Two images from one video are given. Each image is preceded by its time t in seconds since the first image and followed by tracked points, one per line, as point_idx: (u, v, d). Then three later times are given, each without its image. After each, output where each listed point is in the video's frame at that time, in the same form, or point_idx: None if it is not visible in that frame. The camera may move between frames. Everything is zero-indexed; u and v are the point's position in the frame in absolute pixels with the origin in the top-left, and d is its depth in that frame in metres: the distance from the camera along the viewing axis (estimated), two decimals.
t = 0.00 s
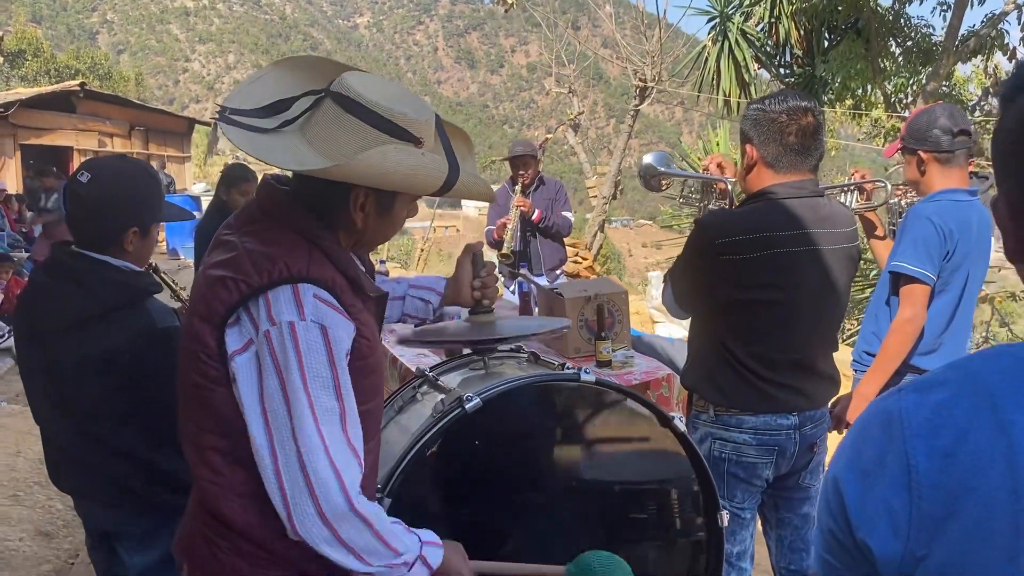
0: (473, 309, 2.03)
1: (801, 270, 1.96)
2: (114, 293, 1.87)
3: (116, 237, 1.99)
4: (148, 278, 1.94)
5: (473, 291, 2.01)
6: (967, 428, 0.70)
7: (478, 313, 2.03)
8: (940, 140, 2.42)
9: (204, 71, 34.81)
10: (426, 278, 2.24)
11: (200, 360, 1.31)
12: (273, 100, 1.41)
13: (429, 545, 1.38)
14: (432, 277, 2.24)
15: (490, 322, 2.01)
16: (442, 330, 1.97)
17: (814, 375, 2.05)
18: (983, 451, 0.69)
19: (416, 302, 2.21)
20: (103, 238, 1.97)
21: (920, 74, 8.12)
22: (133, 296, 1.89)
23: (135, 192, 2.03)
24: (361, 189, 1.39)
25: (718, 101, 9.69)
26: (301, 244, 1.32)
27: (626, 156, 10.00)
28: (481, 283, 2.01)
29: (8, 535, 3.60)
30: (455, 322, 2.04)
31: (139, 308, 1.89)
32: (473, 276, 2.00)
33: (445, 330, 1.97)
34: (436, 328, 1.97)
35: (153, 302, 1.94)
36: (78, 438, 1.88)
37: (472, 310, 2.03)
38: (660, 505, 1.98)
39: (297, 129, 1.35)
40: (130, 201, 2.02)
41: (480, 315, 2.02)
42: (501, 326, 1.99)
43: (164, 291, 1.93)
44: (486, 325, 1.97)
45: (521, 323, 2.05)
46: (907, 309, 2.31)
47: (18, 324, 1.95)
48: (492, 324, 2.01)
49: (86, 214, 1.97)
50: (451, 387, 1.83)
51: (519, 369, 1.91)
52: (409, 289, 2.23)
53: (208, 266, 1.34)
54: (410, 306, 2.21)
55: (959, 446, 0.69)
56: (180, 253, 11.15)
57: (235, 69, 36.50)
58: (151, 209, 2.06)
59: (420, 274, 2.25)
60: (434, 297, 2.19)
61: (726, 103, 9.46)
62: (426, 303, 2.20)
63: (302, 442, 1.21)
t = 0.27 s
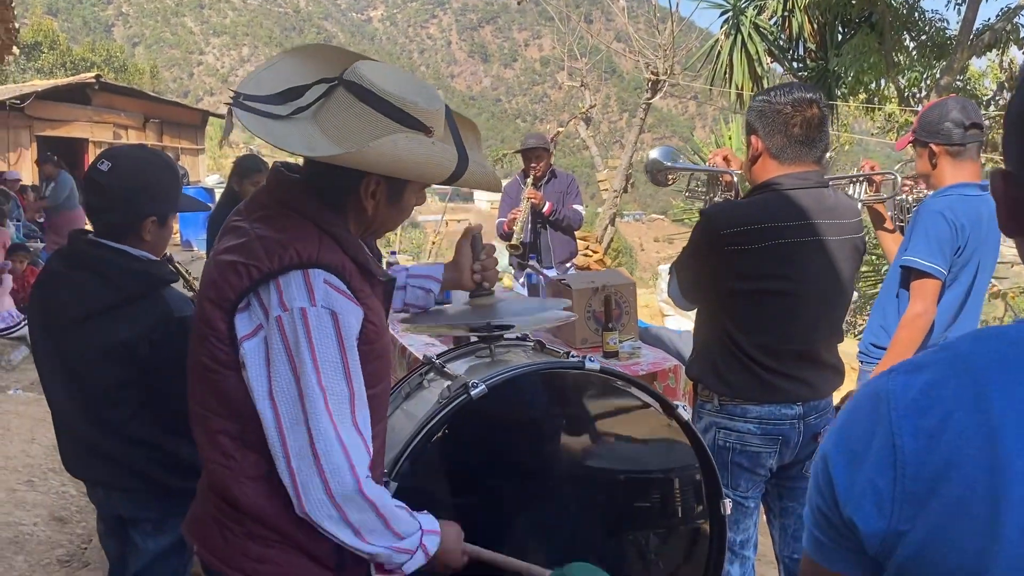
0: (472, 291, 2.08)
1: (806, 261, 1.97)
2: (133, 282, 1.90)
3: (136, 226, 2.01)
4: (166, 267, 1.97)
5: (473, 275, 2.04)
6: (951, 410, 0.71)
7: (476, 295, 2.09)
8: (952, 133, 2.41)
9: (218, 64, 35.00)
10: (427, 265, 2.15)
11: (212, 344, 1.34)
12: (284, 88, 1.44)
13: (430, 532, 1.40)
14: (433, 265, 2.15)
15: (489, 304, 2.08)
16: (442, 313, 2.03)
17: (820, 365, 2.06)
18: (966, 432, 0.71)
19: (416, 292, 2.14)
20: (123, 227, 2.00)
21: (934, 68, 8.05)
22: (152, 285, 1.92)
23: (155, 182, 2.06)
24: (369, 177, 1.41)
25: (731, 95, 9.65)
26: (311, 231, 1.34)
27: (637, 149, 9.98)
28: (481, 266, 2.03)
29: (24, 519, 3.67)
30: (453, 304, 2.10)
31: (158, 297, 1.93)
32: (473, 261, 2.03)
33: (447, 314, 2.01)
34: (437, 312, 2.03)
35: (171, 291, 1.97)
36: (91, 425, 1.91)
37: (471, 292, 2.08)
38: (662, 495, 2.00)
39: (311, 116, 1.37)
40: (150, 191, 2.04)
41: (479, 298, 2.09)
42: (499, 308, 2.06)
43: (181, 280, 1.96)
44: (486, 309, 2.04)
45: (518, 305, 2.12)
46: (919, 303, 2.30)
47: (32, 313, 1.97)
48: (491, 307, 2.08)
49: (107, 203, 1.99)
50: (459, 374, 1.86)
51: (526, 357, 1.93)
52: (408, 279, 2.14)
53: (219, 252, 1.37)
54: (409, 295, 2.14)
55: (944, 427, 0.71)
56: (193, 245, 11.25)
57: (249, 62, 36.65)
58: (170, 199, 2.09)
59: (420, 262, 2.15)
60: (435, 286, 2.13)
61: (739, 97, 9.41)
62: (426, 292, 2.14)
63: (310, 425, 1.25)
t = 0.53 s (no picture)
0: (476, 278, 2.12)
1: (811, 260, 1.98)
2: (148, 280, 1.95)
3: (153, 225, 2.07)
4: (181, 266, 2.02)
5: (474, 260, 2.06)
6: (935, 408, 0.73)
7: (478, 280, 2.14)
8: (965, 131, 2.41)
9: (234, 61, 35.29)
10: (428, 251, 2.20)
11: (224, 338, 1.38)
12: (294, 90, 1.47)
13: (439, 526, 1.42)
14: (434, 250, 2.20)
15: (491, 289, 2.13)
16: (447, 301, 2.10)
17: (824, 364, 2.07)
18: (949, 429, 0.72)
19: (420, 278, 2.20)
20: (139, 226, 2.05)
21: (949, 66, 7.98)
22: (167, 284, 1.97)
23: (172, 182, 2.11)
24: (377, 177, 1.44)
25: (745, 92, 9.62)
26: (320, 228, 1.37)
27: (650, 147, 9.97)
28: (482, 251, 2.04)
29: (41, 511, 3.75)
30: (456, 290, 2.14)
31: (173, 297, 1.98)
32: (473, 245, 2.04)
33: (450, 303, 2.09)
34: (441, 300, 2.09)
35: (186, 289, 2.02)
36: (105, 420, 1.96)
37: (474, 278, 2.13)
38: (673, 488, 2.01)
39: (321, 117, 1.40)
40: (167, 191, 2.10)
41: (481, 284, 2.13)
42: (501, 295, 2.11)
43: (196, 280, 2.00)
44: (488, 298, 2.09)
45: (520, 288, 2.17)
46: (927, 299, 2.31)
47: (48, 310, 2.02)
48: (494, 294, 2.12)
49: (125, 202, 2.05)
50: (464, 369, 1.90)
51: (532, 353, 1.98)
52: (412, 266, 2.21)
53: (230, 249, 1.40)
54: (414, 283, 2.20)
55: (928, 420, 0.73)
56: (209, 241, 11.38)
57: (265, 58, 36.93)
58: (186, 198, 2.14)
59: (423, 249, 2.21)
60: (438, 271, 2.18)
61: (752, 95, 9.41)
62: (430, 278, 2.19)
63: (318, 417, 1.28)
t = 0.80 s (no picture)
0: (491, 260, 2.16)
1: (820, 262, 1.99)
2: (173, 280, 2.01)
3: (180, 224, 2.13)
4: (205, 266, 2.07)
5: (491, 243, 2.12)
6: (921, 403, 0.75)
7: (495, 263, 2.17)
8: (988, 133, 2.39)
9: (258, 60, 35.73)
10: (447, 235, 2.19)
11: (242, 335, 1.42)
12: (310, 95, 1.51)
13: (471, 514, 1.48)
14: (453, 234, 2.19)
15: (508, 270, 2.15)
16: (462, 280, 2.11)
17: (834, 364, 2.07)
18: (935, 425, 0.74)
19: (439, 263, 2.18)
20: (167, 225, 2.11)
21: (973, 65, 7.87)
22: (191, 284, 2.02)
23: (200, 182, 2.16)
24: (390, 179, 1.48)
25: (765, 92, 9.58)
26: (335, 229, 1.42)
27: (669, 147, 9.96)
28: (498, 234, 2.11)
29: (67, 503, 3.85)
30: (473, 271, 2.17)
31: (196, 296, 2.03)
32: (490, 228, 2.10)
33: (466, 283, 2.10)
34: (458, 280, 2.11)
35: (209, 289, 2.08)
36: (129, 415, 2.03)
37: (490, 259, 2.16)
38: (678, 490, 2.03)
39: (332, 121, 1.45)
40: (195, 191, 2.15)
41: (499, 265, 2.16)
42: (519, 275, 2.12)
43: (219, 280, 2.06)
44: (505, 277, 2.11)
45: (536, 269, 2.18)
46: (949, 302, 2.32)
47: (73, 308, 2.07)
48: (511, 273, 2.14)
49: (155, 201, 2.11)
50: (479, 366, 1.93)
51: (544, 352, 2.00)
52: (431, 251, 2.19)
53: (249, 249, 1.45)
54: (433, 266, 2.17)
55: (915, 416, 0.75)
56: (232, 239, 11.56)
57: (289, 57, 37.34)
58: (213, 199, 2.20)
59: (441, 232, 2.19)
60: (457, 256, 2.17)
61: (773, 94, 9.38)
62: (448, 263, 2.18)
63: (330, 407, 1.32)
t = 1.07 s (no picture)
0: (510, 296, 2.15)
1: (830, 264, 2.00)
2: (192, 278, 2.06)
3: (200, 224, 2.18)
4: (223, 266, 2.12)
5: (511, 278, 2.14)
6: (913, 400, 0.77)
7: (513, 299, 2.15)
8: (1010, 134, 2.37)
9: (277, 61, 36.09)
10: (470, 265, 2.32)
11: (262, 335, 1.47)
12: (327, 100, 1.55)
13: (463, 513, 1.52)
14: (475, 265, 2.32)
15: (525, 306, 2.11)
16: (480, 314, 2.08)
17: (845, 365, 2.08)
18: (928, 425, 0.77)
19: (459, 290, 2.31)
20: (187, 224, 2.16)
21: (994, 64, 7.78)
22: (209, 282, 2.07)
23: (219, 182, 2.21)
24: (404, 182, 1.52)
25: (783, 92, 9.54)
26: (351, 231, 1.46)
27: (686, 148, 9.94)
28: (518, 268, 2.13)
29: (89, 499, 3.94)
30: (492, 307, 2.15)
31: (214, 294, 2.08)
32: (510, 262, 2.12)
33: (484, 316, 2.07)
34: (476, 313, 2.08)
35: (227, 288, 2.12)
36: (151, 412, 2.08)
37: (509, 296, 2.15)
38: (684, 490, 2.05)
39: (349, 127, 1.49)
40: (213, 190, 2.20)
41: (517, 300, 2.13)
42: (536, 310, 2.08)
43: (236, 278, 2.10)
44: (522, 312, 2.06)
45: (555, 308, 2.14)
46: (971, 303, 2.30)
47: (98, 309, 2.14)
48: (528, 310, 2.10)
49: (174, 200, 2.16)
50: (493, 365, 1.96)
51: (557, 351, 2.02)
52: (452, 277, 2.32)
53: (268, 251, 1.50)
54: (452, 293, 2.30)
55: (907, 416, 0.78)
56: (251, 238, 11.69)
57: (308, 58, 37.67)
58: (231, 198, 2.25)
59: (464, 263, 2.33)
60: (476, 285, 2.29)
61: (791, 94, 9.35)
62: (467, 291, 2.30)
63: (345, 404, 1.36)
